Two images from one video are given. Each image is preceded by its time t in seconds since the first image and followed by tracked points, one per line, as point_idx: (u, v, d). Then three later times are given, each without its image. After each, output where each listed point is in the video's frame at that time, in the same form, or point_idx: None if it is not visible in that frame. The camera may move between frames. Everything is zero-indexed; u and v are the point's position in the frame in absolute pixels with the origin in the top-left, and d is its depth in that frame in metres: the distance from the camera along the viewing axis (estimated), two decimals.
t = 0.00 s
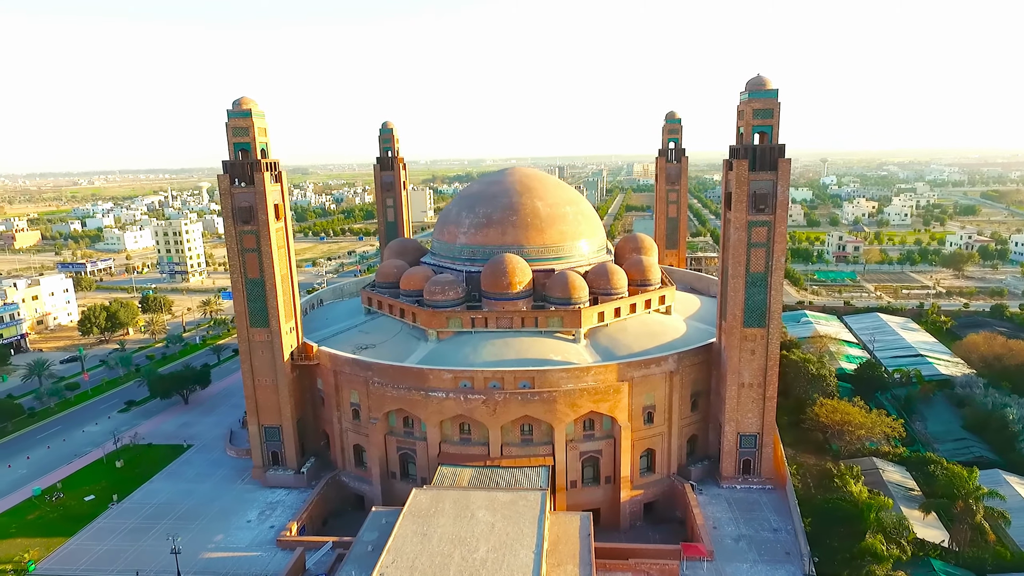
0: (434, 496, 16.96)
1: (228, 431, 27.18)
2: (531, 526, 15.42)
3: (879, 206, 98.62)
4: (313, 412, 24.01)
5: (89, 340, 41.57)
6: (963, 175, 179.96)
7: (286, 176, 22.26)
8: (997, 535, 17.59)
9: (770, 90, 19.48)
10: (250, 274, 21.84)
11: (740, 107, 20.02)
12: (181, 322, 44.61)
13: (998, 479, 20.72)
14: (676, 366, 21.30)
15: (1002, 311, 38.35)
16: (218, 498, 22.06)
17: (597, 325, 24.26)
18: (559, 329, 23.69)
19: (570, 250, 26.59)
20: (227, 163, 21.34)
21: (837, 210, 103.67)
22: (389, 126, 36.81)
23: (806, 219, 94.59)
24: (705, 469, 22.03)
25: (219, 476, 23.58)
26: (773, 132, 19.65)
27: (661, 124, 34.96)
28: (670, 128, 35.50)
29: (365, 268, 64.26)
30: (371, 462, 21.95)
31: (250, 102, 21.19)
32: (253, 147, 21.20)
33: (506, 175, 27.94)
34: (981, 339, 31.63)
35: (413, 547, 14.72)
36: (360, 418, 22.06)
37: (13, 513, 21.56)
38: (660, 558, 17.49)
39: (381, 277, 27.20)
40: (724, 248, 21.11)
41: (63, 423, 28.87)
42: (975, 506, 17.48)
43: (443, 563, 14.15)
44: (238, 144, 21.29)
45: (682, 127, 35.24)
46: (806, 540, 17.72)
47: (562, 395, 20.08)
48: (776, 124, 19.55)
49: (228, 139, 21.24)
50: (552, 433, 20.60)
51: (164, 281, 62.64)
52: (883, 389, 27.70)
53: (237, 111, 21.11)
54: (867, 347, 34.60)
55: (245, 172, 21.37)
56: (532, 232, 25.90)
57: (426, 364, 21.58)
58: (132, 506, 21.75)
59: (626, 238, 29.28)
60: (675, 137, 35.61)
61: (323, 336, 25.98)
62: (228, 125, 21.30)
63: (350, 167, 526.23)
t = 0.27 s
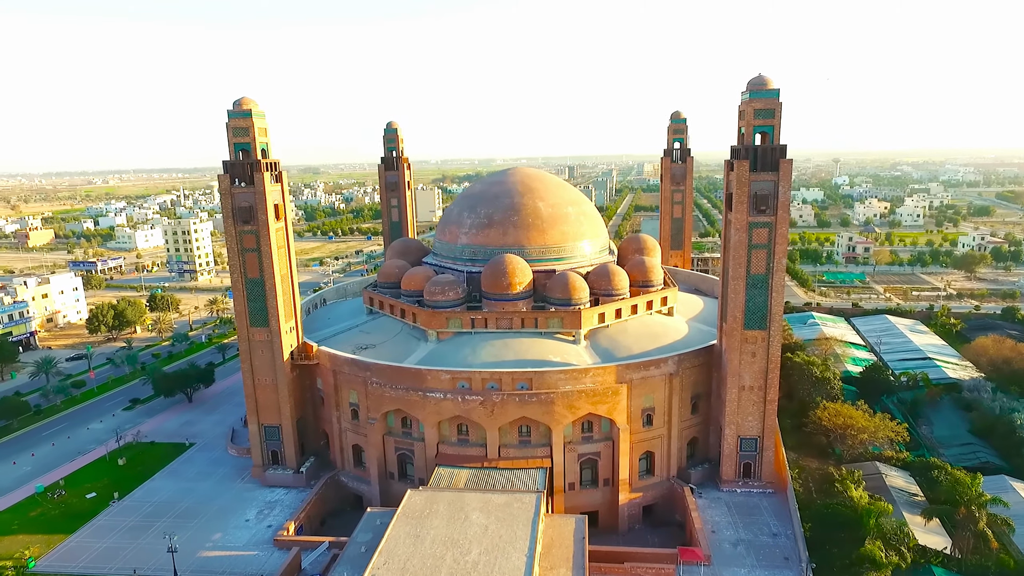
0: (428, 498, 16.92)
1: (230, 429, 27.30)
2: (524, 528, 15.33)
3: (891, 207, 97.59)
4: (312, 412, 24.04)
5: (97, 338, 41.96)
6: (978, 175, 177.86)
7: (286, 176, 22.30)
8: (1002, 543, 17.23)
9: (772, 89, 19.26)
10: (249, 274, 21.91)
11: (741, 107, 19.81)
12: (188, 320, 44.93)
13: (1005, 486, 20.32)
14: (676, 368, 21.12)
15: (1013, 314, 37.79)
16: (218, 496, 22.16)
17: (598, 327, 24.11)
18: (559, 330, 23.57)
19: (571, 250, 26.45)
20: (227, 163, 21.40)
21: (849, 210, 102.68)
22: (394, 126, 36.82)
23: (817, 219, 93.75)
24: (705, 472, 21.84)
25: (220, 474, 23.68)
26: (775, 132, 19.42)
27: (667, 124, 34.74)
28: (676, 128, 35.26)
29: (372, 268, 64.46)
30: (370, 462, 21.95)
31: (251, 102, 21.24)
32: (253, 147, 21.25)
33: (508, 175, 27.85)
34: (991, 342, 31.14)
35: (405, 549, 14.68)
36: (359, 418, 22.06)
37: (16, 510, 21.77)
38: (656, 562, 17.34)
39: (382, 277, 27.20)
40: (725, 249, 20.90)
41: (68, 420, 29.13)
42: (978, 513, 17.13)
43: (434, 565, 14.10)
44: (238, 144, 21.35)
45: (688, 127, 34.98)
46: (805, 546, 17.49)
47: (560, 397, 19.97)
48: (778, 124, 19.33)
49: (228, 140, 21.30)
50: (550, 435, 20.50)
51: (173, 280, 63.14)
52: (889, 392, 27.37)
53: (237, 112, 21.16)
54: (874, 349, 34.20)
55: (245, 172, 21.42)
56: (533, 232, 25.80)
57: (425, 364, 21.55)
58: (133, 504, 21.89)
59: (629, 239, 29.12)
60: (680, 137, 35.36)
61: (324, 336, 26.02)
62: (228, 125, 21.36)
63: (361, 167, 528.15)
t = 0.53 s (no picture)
0: (424, 499, 16.90)
1: (232, 428, 27.40)
2: (519, 530, 15.28)
3: (900, 207, 96.78)
4: (312, 411, 24.07)
5: (103, 337, 42.25)
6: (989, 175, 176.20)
7: (287, 176, 22.35)
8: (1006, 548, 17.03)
9: (772, 89, 19.11)
10: (250, 273, 21.97)
11: (742, 107, 19.67)
12: (193, 319, 45.18)
13: (1009, 491, 20.04)
14: (676, 369, 20.99)
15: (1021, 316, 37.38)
16: (218, 495, 22.23)
17: (598, 327, 24.01)
18: (559, 331, 23.50)
19: (572, 251, 26.36)
20: (228, 162, 21.46)
21: (857, 211, 101.94)
22: (397, 126, 36.84)
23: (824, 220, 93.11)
24: (705, 474, 21.70)
25: (220, 473, 23.77)
26: (775, 132, 19.26)
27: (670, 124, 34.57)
28: (680, 128, 35.09)
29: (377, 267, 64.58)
30: (369, 462, 21.95)
31: (251, 102, 21.28)
32: (253, 147, 21.29)
33: (510, 175, 27.78)
34: (997, 345, 30.82)
35: (400, 550, 14.66)
36: (358, 418, 22.06)
37: (18, 507, 21.93)
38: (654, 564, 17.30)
39: (383, 277, 27.20)
40: (726, 250, 20.76)
41: (72, 418, 29.32)
42: (980, 518, 16.89)
43: (428, 566, 14.07)
44: (238, 144, 21.40)
45: (691, 127, 34.80)
46: (804, 549, 17.32)
47: (558, 398, 19.89)
48: (779, 124, 19.16)
49: (228, 140, 21.36)
50: (548, 436, 20.43)
51: (179, 279, 63.50)
52: (892, 395, 27.14)
53: (237, 112, 21.21)
54: (879, 351, 33.92)
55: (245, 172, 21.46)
56: (534, 232, 25.72)
57: (424, 365, 21.54)
58: (133, 502, 22.00)
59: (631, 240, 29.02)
60: (684, 137, 35.17)
61: (325, 336, 26.07)
62: (228, 125, 21.41)
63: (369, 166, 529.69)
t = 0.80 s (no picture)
0: (419, 500, 16.86)
1: (233, 427, 27.51)
2: (512, 533, 15.19)
3: (912, 207, 95.70)
4: (312, 411, 24.11)
5: (111, 335, 42.63)
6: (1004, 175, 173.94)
7: (286, 176, 22.39)
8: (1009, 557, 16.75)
9: (773, 89, 18.91)
10: (249, 273, 22.04)
11: (742, 107, 19.47)
12: (199, 318, 45.48)
13: (1014, 498, 19.67)
14: (675, 371, 20.82)
15: None
16: (217, 494, 22.32)
17: (598, 329, 23.87)
18: (558, 332, 23.40)
19: (573, 251, 26.22)
20: (227, 162, 21.52)
21: (868, 211, 100.94)
22: (401, 125, 36.86)
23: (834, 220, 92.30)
24: (705, 477, 21.52)
25: (220, 472, 23.86)
26: (776, 132, 19.05)
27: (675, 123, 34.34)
28: (684, 128, 34.84)
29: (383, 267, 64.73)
30: (367, 463, 21.95)
31: (251, 102, 21.34)
32: (252, 147, 21.35)
33: (511, 175, 27.69)
34: (1006, 348, 30.35)
35: (391, 551, 14.62)
36: (356, 418, 22.06)
37: (20, 504, 22.13)
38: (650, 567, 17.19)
39: (384, 277, 27.20)
40: (726, 251, 20.56)
41: (76, 416, 29.57)
42: (982, 524, 16.54)
43: (419, 568, 14.02)
44: (238, 144, 21.46)
45: (696, 127, 34.53)
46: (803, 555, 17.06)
47: (556, 400, 19.78)
48: (779, 124, 18.95)
49: (228, 140, 21.43)
50: (545, 438, 20.34)
51: (188, 278, 63.98)
52: (898, 399, 26.77)
53: (237, 112, 21.28)
54: (886, 353, 33.51)
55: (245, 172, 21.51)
56: (534, 233, 25.61)
57: (422, 365, 21.51)
58: (134, 500, 22.13)
59: (633, 240, 28.84)
60: (688, 137, 34.93)
61: (325, 336, 26.11)
62: (228, 125, 21.48)
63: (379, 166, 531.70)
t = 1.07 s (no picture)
0: (412, 501, 16.81)
1: (235, 426, 27.62)
2: (505, 535, 15.10)
3: (924, 208, 94.65)
4: (311, 410, 24.15)
5: (118, 333, 42.98)
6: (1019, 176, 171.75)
7: (286, 176, 22.43)
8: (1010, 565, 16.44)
9: (773, 88, 18.71)
10: (248, 273, 22.09)
11: (742, 107, 19.28)
12: (205, 317, 45.76)
13: (1019, 504, 19.38)
14: (673, 374, 20.65)
15: None
16: (216, 492, 22.41)
17: (598, 330, 23.73)
18: (557, 333, 23.29)
19: (574, 252, 26.10)
20: (227, 162, 21.57)
21: (879, 211, 99.96)
22: (405, 125, 36.88)
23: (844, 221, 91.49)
24: (703, 480, 21.34)
25: (220, 470, 23.96)
26: (776, 132, 18.85)
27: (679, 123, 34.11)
28: (689, 128, 34.60)
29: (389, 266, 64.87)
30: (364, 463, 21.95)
31: (250, 102, 21.40)
32: (251, 147, 21.39)
33: (512, 175, 27.59)
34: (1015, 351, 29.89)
35: (382, 553, 14.57)
36: (354, 418, 22.07)
37: (22, 500, 22.32)
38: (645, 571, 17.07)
39: (385, 277, 27.22)
40: (725, 252, 20.37)
41: (81, 414, 29.80)
42: (983, 531, 16.10)
43: (409, 570, 13.97)
44: (237, 144, 21.52)
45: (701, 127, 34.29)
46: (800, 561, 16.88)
47: (552, 401, 19.68)
48: (779, 124, 18.75)
49: (228, 140, 21.49)
50: (542, 439, 20.25)
51: (195, 277, 64.43)
52: (902, 402, 26.44)
53: (237, 112, 21.33)
54: (892, 356, 33.12)
55: (244, 172, 21.55)
56: (535, 233, 25.51)
57: (419, 365, 21.48)
58: (134, 498, 22.26)
59: (635, 241, 28.67)
60: (693, 137, 34.70)
61: (325, 335, 26.15)
62: (228, 125, 21.54)
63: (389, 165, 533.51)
